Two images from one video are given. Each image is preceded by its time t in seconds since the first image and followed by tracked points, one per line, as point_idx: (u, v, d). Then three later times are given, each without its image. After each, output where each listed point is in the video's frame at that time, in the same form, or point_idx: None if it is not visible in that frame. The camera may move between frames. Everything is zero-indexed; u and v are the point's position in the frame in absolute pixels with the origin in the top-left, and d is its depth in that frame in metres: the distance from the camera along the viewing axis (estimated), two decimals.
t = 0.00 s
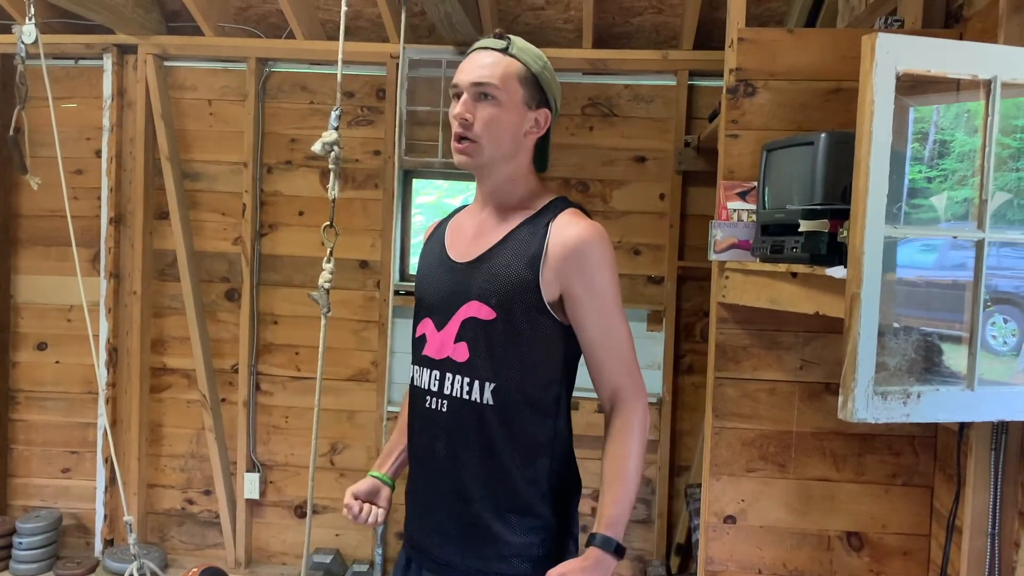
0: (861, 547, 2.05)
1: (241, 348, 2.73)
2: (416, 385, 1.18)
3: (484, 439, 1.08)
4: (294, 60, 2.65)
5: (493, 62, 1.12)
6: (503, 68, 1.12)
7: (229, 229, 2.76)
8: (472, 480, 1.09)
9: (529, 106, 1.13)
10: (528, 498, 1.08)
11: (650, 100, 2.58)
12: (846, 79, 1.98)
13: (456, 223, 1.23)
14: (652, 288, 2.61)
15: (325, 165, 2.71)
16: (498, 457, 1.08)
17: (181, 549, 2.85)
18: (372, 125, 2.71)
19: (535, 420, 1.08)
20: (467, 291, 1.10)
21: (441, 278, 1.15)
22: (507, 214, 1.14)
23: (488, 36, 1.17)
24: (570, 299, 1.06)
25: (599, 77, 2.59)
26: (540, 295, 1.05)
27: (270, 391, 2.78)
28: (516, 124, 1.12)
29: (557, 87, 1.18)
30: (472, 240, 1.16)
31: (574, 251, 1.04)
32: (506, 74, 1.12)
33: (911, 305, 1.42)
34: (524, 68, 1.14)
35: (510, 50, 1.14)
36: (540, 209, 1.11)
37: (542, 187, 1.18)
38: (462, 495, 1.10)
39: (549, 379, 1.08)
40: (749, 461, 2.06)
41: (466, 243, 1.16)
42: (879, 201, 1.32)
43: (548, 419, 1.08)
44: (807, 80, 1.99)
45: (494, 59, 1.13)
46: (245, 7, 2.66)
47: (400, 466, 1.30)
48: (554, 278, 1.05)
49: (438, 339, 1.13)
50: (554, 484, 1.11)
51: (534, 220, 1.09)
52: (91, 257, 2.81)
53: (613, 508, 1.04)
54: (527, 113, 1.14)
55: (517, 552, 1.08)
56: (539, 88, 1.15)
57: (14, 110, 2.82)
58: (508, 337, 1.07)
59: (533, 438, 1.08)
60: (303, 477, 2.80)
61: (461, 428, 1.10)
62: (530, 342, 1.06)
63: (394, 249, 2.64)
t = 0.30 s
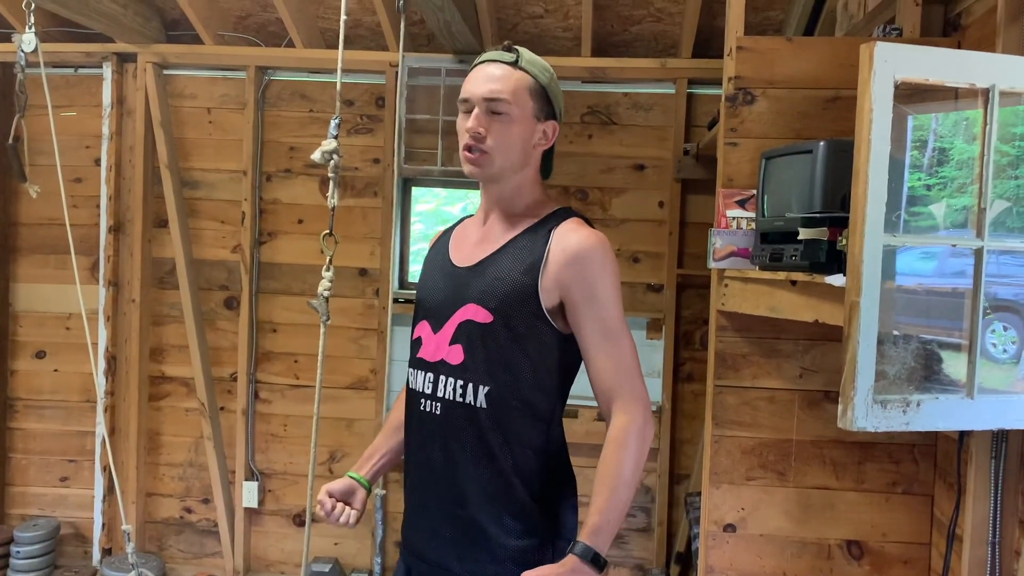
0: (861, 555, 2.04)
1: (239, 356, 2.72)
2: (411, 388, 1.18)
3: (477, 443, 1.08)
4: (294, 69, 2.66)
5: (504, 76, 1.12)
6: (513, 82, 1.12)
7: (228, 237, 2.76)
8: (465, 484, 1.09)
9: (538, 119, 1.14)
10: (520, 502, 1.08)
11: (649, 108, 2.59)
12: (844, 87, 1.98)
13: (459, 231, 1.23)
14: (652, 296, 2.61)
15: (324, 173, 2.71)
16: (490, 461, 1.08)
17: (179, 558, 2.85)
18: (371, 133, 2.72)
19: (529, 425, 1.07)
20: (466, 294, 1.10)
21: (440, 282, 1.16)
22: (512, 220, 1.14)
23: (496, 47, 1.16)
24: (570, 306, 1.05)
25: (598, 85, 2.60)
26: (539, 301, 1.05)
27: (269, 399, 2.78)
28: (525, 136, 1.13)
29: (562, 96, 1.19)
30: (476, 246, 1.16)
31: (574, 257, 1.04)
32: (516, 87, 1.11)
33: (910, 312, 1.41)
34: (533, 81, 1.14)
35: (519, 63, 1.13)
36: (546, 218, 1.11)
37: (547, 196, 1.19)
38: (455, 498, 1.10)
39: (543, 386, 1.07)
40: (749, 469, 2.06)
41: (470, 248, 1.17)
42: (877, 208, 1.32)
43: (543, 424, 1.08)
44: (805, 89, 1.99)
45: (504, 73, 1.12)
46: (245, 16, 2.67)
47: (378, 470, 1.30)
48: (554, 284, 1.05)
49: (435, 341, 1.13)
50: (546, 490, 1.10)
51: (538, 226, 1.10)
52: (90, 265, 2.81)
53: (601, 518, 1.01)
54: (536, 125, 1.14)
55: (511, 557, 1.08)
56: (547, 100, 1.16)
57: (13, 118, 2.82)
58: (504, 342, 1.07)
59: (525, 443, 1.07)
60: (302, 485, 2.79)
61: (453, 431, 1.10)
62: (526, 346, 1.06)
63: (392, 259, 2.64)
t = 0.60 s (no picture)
0: (861, 559, 2.03)
1: (238, 359, 2.72)
2: (410, 397, 1.18)
3: (479, 452, 1.08)
4: (293, 72, 2.66)
5: (536, 96, 1.10)
6: (543, 103, 1.11)
7: (228, 240, 2.76)
8: (467, 492, 1.09)
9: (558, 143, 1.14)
10: (523, 510, 1.08)
11: (648, 111, 2.59)
12: (844, 90, 1.98)
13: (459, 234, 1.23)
14: (651, 299, 2.61)
15: (324, 176, 2.71)
16: (493, 469, 1.07)
17: (178, 561, 2.84)
18: (371, 136, 2.72)
19: (531, 434, 1.07)
20: (467, 302, 1.10)
21: (439, 290, 1.15)
22: (512, 231, 1.15)
23: (532, 57, 1.12)
24: (573, 315, 1.06)
25: (598, 88, 2.60)
26: (544, 309, 1.06)
27: (268, 402, 2.77)
28: (542, 159, 1.13)
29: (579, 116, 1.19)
30: (473, 252, 1.16)
31: (580, 267, 1.06)
32: (545, 110, 1.11)
33: (909, 315, 1.41)
34: (560, 103, 1.13)
35: (552, 85, 1.12)
36: (556, 227, 1.11)
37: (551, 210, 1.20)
38: (457, 507, 1.10)
39: (546, 393, 1.07)
40: (749, 472, 2.06)
41: (469, 254, 1.16)
42: (876, 211, 1.32)
43: (545, 432, 1.08)
44: (804, 91, 1.99)
45: (537, 94, 1.10)
46: (244, 19, 2.67)
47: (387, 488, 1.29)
48: (559, 293, 1.06)
49: (434, 350, 1.12)
50: (549, 498, 1.10)
51: (543, 235, 1.10)
52: (89, 268, 2.81)
53: (596, 526, 1.02)
54: (554, 147, 1.15)
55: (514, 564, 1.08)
56: (567, 121, 1.16)
57: (13, 122, 2.82)
58: (507, 350, 1.06)
59: (527, 451, 1.07)
60: (301, 488, 2.79)
61: (454, 439, 1.09)
62: (528, 354, 1.06)
63: (392, 262, 2.64)
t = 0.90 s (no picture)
0: (860, 559, 2.03)
1: (238, 360, 2.72)
2: (416, 401, 1.17)
3: (488, 458, 1.07)
4: (293, 72, 2.65)
5: (524, 101, 1.09)
6: (533, 107, 1.09)
7: (227, 241, 2.76)
8: (475, 497, 1.08)
9: (555, 143, 1.13)
10: (532, 515, 1.08)
11: (648, 111, 2.59)
12: (844, 90, 1.98)
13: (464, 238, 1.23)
14: (651, 299, 2.61)
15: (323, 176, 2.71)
16: (501, 475, 1.07)
17: (177, 561, 2.84)
18: (370, 136, 2.72)
19: (541, 440, 1.07)
20: (477, 308, 1.10)
21: (447, 294, 1.15)
22: (518, 236, 1.15)
23: (517, 59, 1.10)
24: (584, 321, 1.07)
25: (597, 88, 2.60)
26: (555, 316, 1.06)
27: (268, 402, 2.77)
28: (541, 162, 1.12)
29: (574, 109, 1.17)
30: (479, 258, 1.16)
31: (590, 271, 1.06)
32: (535, 113, 1.09)
33: (909, 316, 1.41)
34: (551, 103, 1.11)
35: (540, 86, 1.10)
36: (563, 229, 1.11)
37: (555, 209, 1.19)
38: (464, 512, 1.09)
39: (556, 400, 1.08)
40: (748, 472, 2.06)
41: (476, 260, 1.16)
42: (876, 211, 1.32)
43: (554, 438, 1.08)
44: (804, 91, 1.99)
45: (525, 98, 1.09)
46: (243, 19, 2.66)
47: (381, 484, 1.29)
48: (570, 299, 1.06)
49: (442, 355, 1.12)
50: (556, 503, 1.11)
51: (550, 240, 1.10)
52: (88, 268, 2.81)
53: (615, 531, 1.02)
54: (551, 148, 1.14)
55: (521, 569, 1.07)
56: (562, 119, 1.14)
57: (12, 122, 2.82)
58: (518, 358, 1.06)
59: (537, 458, 1.07)
60: (301, 489, 2.78)
61: (462, 445, 1.09)
62: (539, 361, 1.06)
63: (391, 262, 2.64)
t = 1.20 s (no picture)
0: (862, 558, 2.03)
1: (239, 359, 2.72)
2: (424, 410, 1.17)
3: (498, 467, 1.08)
4: (293, 71, 2.65)
5: (493, 99, 1.07)
6: (504, 103, 1.08)
7: (228, 240, 2.76)
8: (485, 506, 1.09)
9: (537, 136, 1.11)
10: (542, 522, 1.08)
11: (648, 110, 2.59)
12: (844, 89, 1.98)
13: (467, 239, 1.23)
14: (652, 298, 2.61)
15: (324, 175, 2.71)
16: (511, 484, 1.07)
17: (178, 561, 2.84)
18: (371, 135, 2.71)
19: (550, 449, 1.07)
20: (485, 318, 1.10)
21: (454, 304, 1.15)
22: (518, 238, 1.15)
23: (485, 56, 1.09)
24: (591, 323, 1.06)
25: (598, 87, 2.60)
26: (561, 320, 1.06)
27: (268, 402, 2.77)
28: (524, 158, 1.11)
29: (559, 95, 1.14)
30: (480, 261, 1.17)
31: (593, 273, 1.05)
32: (507, 109, 1.08)
33: (911, 315, 1.41)
34: (525, 95, 1.09)
35: (509, 80, 1.08)
36: (563, 230, 1.11)
37: (554, 204, 1.18)
38: (474, 520, 1.09)
39: (565, 407, 1.08)
40: (749, 472, 2.05)
41: (477, 264, 1.17)
42: (878, 210, 1.32)
43: (563, 446, 1.08)
44: (805, 90, 1.99)
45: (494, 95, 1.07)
46: (244, 18, 2.66)
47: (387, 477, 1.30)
48: (575, 302, 1.06)
49: (451, 365, 1.12)
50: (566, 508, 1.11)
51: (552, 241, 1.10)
52: (89, 268, 2.81)
53: (627, 532, 1.03)
54: (534, 141, 1.12)
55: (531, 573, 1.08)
56: (542, 109, 1.12)
57: (13, 121, 2.82)
58: (527, 368, 1.06)
59: (547, 465, 1.07)
60: (301, 488, 2.78)
61: (472, 455, 1.09)
62: (548, 370, 1.06)
63: (392, 261, 2.64)
